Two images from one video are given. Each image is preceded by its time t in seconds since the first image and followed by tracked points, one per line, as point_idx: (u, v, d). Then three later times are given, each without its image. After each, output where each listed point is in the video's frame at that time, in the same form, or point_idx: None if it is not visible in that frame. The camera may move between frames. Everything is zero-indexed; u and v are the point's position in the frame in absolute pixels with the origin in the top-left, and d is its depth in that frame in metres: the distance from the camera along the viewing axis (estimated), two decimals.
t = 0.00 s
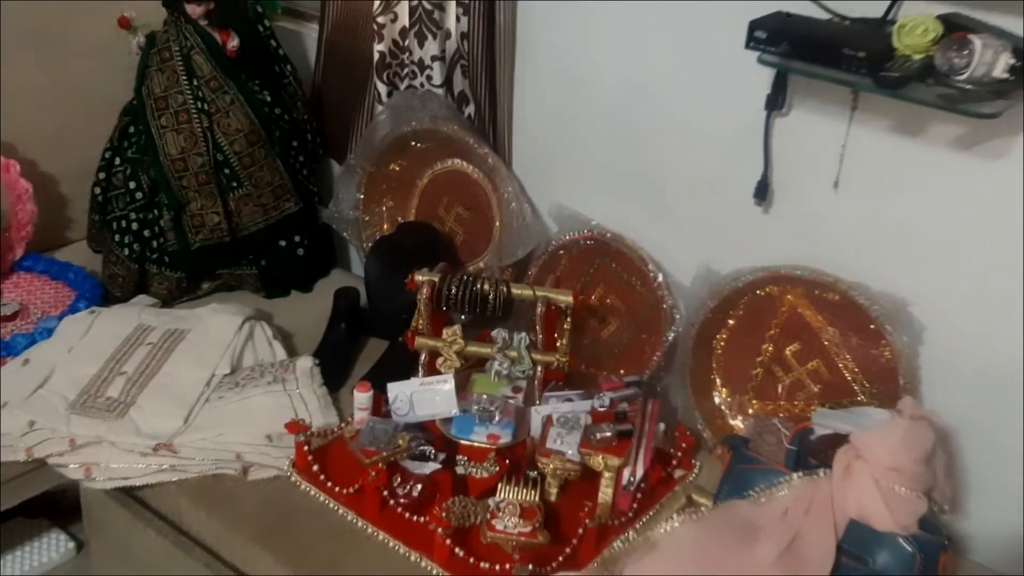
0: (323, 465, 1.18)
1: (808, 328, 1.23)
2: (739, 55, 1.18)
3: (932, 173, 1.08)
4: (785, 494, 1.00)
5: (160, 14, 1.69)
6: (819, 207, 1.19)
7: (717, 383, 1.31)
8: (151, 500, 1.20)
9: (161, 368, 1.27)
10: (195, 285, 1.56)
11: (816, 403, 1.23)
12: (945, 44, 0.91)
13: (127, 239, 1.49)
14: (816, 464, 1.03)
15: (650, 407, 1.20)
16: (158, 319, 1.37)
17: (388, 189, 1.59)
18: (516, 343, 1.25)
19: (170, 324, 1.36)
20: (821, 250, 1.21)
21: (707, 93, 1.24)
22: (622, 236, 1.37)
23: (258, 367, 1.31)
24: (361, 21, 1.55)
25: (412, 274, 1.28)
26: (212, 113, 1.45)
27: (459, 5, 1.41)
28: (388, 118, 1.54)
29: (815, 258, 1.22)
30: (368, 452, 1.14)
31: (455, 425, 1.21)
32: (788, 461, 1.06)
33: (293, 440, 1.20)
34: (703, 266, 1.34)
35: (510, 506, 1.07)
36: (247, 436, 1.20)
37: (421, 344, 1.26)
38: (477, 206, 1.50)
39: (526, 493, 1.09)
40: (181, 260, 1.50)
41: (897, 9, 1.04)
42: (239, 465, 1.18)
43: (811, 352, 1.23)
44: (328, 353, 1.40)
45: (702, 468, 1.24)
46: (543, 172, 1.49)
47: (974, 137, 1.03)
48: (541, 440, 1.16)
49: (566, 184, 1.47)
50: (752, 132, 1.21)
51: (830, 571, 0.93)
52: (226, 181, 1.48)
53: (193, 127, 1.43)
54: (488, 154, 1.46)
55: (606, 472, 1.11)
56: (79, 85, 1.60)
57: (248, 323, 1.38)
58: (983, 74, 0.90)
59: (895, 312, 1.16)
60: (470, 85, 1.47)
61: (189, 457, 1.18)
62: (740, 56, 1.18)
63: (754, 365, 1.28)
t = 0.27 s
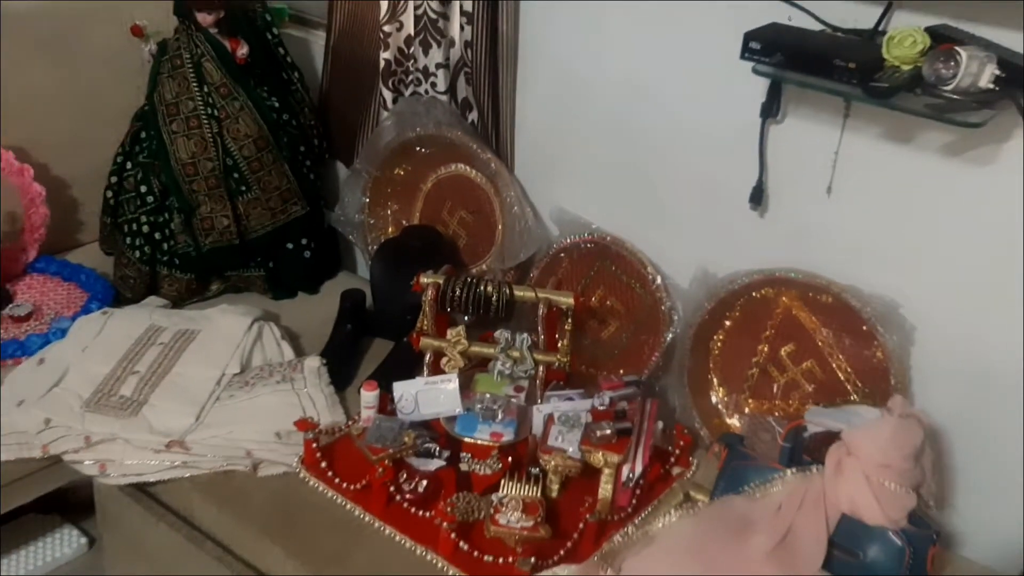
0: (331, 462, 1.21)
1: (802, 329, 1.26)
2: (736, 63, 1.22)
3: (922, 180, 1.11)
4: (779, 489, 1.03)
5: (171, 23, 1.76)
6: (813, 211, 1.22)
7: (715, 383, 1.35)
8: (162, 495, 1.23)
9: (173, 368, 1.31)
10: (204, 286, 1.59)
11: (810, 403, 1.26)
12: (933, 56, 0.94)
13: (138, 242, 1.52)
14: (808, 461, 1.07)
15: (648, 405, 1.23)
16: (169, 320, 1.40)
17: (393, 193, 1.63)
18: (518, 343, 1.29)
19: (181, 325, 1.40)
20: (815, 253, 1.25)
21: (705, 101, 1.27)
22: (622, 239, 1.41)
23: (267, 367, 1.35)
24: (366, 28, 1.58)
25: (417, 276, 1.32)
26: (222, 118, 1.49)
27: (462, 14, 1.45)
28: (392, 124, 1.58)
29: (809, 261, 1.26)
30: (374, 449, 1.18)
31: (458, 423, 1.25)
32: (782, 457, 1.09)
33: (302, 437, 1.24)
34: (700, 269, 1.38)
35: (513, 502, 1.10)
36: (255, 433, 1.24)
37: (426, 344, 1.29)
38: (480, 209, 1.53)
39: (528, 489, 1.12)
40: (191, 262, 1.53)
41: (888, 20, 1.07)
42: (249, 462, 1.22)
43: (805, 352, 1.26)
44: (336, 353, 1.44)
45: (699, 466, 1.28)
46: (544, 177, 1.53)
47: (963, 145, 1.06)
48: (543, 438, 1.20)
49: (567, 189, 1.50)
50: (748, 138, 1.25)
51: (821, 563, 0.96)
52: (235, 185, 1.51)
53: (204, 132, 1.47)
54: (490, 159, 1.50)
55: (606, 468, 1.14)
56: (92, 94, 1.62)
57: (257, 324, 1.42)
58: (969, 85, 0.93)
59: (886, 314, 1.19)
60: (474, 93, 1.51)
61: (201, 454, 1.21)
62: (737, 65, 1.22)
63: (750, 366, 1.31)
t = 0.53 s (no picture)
0: (341, 460, 1.25)
1: (798, 331, 1.30)
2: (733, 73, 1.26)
3: (914, 186, 1.15)
4: (775, 485, 1.06)
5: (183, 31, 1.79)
6: (809, 216, 1.26)
7: (713, 383, 1.38)
8: (177, 492, 1.27)
9: (186, 368, 1.34)
10: (214, 288, 1.63)
11: (805, 402, 1.30)
12: (921, 68, 0.97)
13: (150, 245, 1.56)
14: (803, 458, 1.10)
15: (649, 404, 1.27)
16: (181, 321, 1.44)
17: (399, 198, 1.66)
18: (522, 344, 1.32)
19: (193, 327, 1.43)
20: (811, 257, 1.28)
21: (704, 109, 1.31)
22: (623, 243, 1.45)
23: (278, 367, 1.39)
24: (375, 37, 1.64)
25: (424, 279, 1.36)
26: (233, 125, 1.52)
27: (467, 24, 1.48)
28: (399, 130, 1.62)
29: (804, 264, 1.30)
30: (383, 447, 1.21)
31: (464, 422, 1.29)
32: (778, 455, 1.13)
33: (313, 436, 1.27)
34: (699, 272, 1.41)
35: (518, 497, 1.14)
36: (266, 431, 1.27)
37: (433, 345, 1.33)
38: (484, 214, 1.57)
39: (532, 486, 1.16)
40: (202, 265, 1.57)
41: (880, 32, 1.11)
42: (262, 460, 1.25)
43: (801, 353, 1.30)
44: (344, 354, 1.48)
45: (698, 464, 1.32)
46: (547, 182, 1.56)
47: (952, 152, 1.10)
48: (546, 436, 1.24)
49: (570, 194, 1.54)
50: (745, 145, 1.29)
51: (814, 557, 1.01)
52: (246, 190, 1.55)
53: (215, 139, 1.51)
54: (495, 165, 1.53)
55: (607, 465, 1.18)
56: (100, 99, 1.68)
57: (268, 325, 1.46)
58: (956, 95, 0.96)
59: (879, 316, 1.23)
60: (478, 100, 1.55)
61: (215, 452, 1.24)
62: (735, 74, 1.26)
63: (747, 367, 1.35)
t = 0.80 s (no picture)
0: (349, 462, 1.27)
1: (796, 336, 1.32)
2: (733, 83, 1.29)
3: (910, 194, 1.18)
4: (774, 487, 1.09)
5: (191, 40, 1.86)
6: (807, 224, 1.29)
7: (713, 387, 1.41)
8: (189, 494, 1.30)
9: (196, 373, 1.37)
10: (223, 294, 1.66)
11: (804, 405, 1.32)
12: (917, 80, 0.99)
13: (161, 252, 1.59)
14: (802, 460, 1.13)
15: (650, 409, 1.30)
16: (191, 327, 1.46)
17: (403, 205, 1.69)
18: (527, 349, 1.35)
19: (203, 332, 1.46)
20: (809, 263, 1.31)
21: (705, 118, 1.34)
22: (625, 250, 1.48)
23: (286, 372, 1.42)
24: (382, 47, 1.67)
25: (430, 285, 1.38)
26: (241, 134, 1.55)
27: (471, 34, 1.52)
28: (404, 138, 1.64)
29: (803, 271, 1.32)
30: (391, 449, 1.23)
31: (470, 426, 1.30)
32: (778, 459, 1.15)
33: (321, 439, 1.30)
34: (699, 278, 1.44)
35: (523, 499, 1.16)
36: (276, 435, 1.29)
37: (439, 350, 1.36)
38: (488, 220, 1.60)
39: (537, 488, 1.18)
40: (211, 271, 1.60)
41: (877, 44, 1.13)
42: (272, 463, 1.28)
43: (799, 358, 1.32)
44: (351, 358, 1.51)
45: (698, 466, 1.36)
46: (549, 189, 1.59)
47: (947, 162, 1.12)
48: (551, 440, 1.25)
49: (574, 202, 1.57)
50: (744, 153, 1.32)
51: (812, 557, 1.04)
52: (254, 198, 1.58)
53: (224, 148, 1.54)
54: (498, 172, 1.56)
55: (611, 468, 1.20)
56: (108, 106, 1.74)
57: (275, 330, 1.48)
58: (952, 107, 0.98)
59: (876, 321, 1.26)
60: (482, 108, 1.57)
61: (226, 455, 1.27)
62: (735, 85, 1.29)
63: (747, 371, 1.37)
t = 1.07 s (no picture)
0: (353, 469, 1.28)
1: (794, 342, 1.34)
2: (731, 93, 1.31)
3: (905, 202, 1.20)
4: (774, 491, 1.10)
5: (193, 51, 1.87)
6: (804, 232, 1.31)
7: (712, 392, 1.43)
8: (195, 501, 1.31)
9: (201, 381, 1.38)
10: (224, 302, 1.67)
11: (802, 410, 1.34)
12: (912, 92, 1.01)
13: (164, 261, 1.61)
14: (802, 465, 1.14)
15: (651, 414, 1.32)
16: (195, 335, 1.48)
17: (404, 213, 1.70)
18: (528, 356, 1.37)
19: (206, 340, 1.47)
20: (806, 270, 1.33)
21: (704, 128, 1.36)
22: (624, 258, 1.50)
23: (289, 379, 1.43)
24: (383, 57, 1.70)
25: (433, 293, 1.40)
26: (244, 144, 1.57)
27: (472, 45, 1.52)
28: (404, 147, 1.67)
29: (800, 278, 1.34)
30: (394, 456, 1.24)
31: (472, 432, 1.31)
32: (778, 464, 1.16)
33: (326, 446, 1.32)
34: (698, 285, 1.46)
35: (525, 504, 1.17)
36: (282, 441, 1.30)
37: (441, 357, 1.38)
38: (488, 228, 1.62)
39: (539, 493, 1.18)
40: (214, 280, 1.61)
41: (872, 56, 1.16)
42: (277, 469, 1.30)
43: (797, 363, 1.34)
44: (353, 365, 1.52)
45: (698, 470, 1.37)
46: (548, 197, 1.61)
47: (942, 170, 1.15)
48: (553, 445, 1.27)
49: (573, 210, 1.59)
50: (742, 162, 1.34)
51: (813, 559, 1.05)
52: (256, 207, 1.59)
53: (227, 158, 1.55)
54: (499, 181, 1.58)
55: (613, 472, 1.22)
56: (111, 116, 1.76)
57: (278, 338, 1.49)
58: (947, 117, 1.00)
59: (873, 327, 1.28)
60: (483, 118, 1.58)
61: (232, 462, 1.29)
62: (733, 95, 1.31)
63: (745, 376, 1.39)
